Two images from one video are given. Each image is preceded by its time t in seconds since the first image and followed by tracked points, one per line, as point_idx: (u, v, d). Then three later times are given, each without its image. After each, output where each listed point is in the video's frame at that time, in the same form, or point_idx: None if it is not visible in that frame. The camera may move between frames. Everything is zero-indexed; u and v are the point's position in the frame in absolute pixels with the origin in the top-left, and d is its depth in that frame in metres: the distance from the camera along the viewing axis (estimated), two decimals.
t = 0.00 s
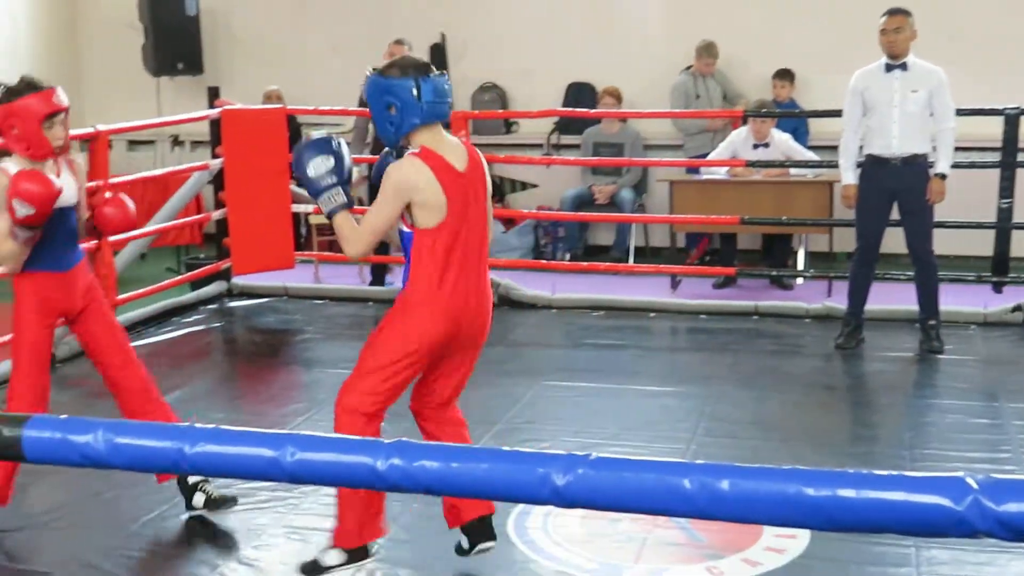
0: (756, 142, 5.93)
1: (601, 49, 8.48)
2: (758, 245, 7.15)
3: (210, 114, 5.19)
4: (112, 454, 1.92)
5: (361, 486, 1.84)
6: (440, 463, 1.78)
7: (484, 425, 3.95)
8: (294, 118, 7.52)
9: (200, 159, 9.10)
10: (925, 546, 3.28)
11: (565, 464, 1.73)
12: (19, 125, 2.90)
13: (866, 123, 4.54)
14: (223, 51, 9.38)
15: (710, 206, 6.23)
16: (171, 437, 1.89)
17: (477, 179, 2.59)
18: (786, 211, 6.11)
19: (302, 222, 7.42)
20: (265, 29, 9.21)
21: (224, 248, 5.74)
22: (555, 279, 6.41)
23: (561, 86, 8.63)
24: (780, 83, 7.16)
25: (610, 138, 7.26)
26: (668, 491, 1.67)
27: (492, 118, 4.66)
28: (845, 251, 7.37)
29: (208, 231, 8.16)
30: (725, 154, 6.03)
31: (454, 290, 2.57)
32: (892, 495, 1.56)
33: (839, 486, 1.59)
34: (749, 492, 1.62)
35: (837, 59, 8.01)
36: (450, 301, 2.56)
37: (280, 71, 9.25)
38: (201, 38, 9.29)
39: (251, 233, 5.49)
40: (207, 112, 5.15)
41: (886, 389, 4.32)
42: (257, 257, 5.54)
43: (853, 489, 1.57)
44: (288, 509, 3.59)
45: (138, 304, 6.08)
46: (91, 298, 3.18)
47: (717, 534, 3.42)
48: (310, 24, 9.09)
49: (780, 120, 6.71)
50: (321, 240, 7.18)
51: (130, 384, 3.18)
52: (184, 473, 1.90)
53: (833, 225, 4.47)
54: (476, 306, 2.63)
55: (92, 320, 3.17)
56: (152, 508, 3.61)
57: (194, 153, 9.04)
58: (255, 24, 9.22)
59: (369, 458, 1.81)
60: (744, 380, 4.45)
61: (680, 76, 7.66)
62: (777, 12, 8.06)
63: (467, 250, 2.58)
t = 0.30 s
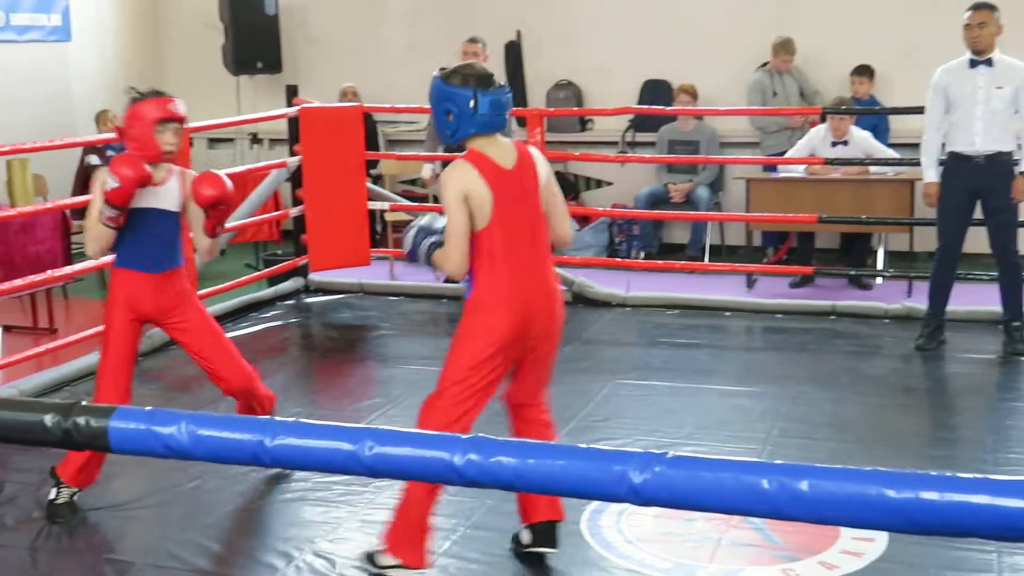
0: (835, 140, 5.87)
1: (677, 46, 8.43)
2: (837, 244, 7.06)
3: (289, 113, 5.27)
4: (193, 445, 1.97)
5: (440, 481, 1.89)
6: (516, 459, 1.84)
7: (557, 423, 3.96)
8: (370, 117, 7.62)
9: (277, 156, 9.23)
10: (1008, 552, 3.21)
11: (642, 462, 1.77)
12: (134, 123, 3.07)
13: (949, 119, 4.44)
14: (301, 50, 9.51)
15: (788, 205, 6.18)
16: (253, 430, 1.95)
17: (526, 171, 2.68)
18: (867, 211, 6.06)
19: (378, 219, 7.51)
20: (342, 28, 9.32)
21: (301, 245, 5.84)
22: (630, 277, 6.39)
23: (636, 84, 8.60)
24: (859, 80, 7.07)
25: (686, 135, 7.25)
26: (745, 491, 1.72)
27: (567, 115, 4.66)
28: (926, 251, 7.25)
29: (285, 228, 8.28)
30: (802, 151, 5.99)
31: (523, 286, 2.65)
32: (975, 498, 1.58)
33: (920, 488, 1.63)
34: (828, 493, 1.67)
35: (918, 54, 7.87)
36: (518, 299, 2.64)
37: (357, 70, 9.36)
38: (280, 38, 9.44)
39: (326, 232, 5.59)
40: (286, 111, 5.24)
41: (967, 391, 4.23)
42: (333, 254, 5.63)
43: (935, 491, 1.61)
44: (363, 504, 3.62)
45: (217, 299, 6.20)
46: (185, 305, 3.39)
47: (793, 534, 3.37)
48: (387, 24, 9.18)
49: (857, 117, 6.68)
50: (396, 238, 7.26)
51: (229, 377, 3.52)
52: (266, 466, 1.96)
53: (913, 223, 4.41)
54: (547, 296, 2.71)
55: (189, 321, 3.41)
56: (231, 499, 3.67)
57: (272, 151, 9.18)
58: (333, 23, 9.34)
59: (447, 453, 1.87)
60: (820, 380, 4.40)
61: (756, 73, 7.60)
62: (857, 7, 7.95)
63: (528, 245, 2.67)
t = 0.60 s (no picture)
0: (907, 139, 5.78)
1: (745, 44, 8.36)
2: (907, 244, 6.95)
3: (355, 111, 5.31)
4: (260, 440, 2.02)
5: (502, 478, 1.91)
6: (578, 458, 1.86)
7: (621, 423, 3.95)
8: (436, 116, 7.67)
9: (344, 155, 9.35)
10: None
11: (706, 462, 1.77)
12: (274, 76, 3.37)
13: None
14: (369, 49, 9.60)
15: (858, 205, 6.09)
16: (318, 425, 1.98)
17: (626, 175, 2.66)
18: (938, 211, 5.95)
19: (443, 217, 7.57)
20: (410, 27, 9.40)
21: (366, 242, 5.90)
22: (696, 277, 6.34)
23: (703, 82, 8.55)
24: (931, 79, 6.96)
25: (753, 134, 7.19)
26: (811, 493, 1.71)
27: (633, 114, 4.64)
28: (1000, 252, 7.10)
29: (351, 225, 8.38)
30: (872, 151, 5.90)
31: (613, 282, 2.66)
32: None
33: (992, 493, 1.60)
34: (896, 496, 1.66)
35: (994, 52, 7.70)
36: (613, 294, 2.64)
37: (424, 70, 9.43)
38: (349, 37, 9.54)
39: (392, 228, 5.65)
40: (352, 109, 5.28)
41: None
42: (398, 252, 5.69)
43: (1007, 496, 1.58)
44: (426, 501, 3.65)
45: (283, 296, 6.30)
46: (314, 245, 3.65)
47: (858, 539, 3.32)
48: (454, 23, 9.23)
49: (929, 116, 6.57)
50: (460, 236, 7.31)
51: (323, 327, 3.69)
52: (331, 460, 1.99)
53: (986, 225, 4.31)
54: (644, 300, 2.69)
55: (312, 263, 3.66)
56: (296, 494, 3.72)
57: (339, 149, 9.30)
58: (401, 23, 9.42)
59: (510, 450, 1.89)
60: (888, 383, 4.33)
61: (826, 72, 7.50)
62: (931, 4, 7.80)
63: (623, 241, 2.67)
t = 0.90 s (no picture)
0: (937, 140, 5.73)
1: (775, 44, 8.32)
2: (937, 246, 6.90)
3: (384, 110, 5.32)
4: (287, 437, 2.03)
5: (529, 477, 1.91)
6: (604, 458, 1.85)
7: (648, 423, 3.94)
8: (463, 115, 7.69)
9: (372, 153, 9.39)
10: None
11: (732, 463, 1.76)
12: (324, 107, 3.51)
13: None
14: (398, 48, 9.63)
15: (887, 206, 6.05)
16: (344, 422, 1.98)
17: (609, 169, 2.78)
18: (969, 212, 5.91)
19: (470, 216, 7.59)
20: (438, 26, 9.42)
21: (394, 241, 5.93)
22: (723, 278, 6.31)
23: (732, 82, 8.52)
24: (963, 79, 6.91)
25: (781, 134, 7.16)
26: (839, 496, 1.70)
27: (662, 114, 4.63)
28: None
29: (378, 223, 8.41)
30: (902, 152, 5.86)
31: (595, 280, 2.80)
32: None
33: (1022, 497, 1.58)
34: (924, 499, 1.64)
35: None
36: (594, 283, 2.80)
37: (452, 69, 9.45)
38: (378, 37, 9.58)
39: (418, 227, 5.67)
40: (381, 109, 5.29)
41: None
42: (424, 250, 5.71)
43: None
44: (450, 499, 3.66)
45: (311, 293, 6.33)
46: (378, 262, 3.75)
47: (885, 542, 3.30)
48: (482, 22, 9.24)
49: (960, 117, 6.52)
50: (487, 235, 7.32)
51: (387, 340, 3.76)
52: (356, 458, 1.99)
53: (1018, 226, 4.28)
54: (628, 290, 2.81)
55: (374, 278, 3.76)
56: (322, 491, 3.73)
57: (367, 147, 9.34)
58: (429, 22, 9.44)
59: (536, 449, 1.89)
60: (917, 385, 4.29)
61: (856, 71, 7.46)
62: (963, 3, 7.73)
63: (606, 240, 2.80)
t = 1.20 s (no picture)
0: (948, 141, 5.72)
1: (787, 44, 8.30)
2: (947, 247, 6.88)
3: (394, 110, 5.33)
4: (294, 434, 2.04)
5: (536, 477, 1.91)
6: (612, 458, 1.85)
7: (656, 423, 3.94)
8: (474, 114, 7.70)
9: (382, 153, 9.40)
10: None
11: (740, 463, 1.77)
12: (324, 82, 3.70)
13: None
14: (408, 47, 9.63)
15: (897, 207, 6.04)
16: (351, 421, 1.99)
17: (595, 187, 2.82)
18: (979, 214, 5.89)
19: (479, 215, 7.60)
20: (449, 25, 9.42)
21: (403, 241, 5.94)
22: (732, 279, 6.31)
23: (743, 82, 8.50)
24: (974, 80, 6.88)
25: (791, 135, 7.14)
26: (846, 496, 1.69)
27: (672, 113, 4.63)
28: None
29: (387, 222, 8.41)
30: (913, 153, 5.84)
31: (575, 293, 2.83)
32: None
33: None
34: (932, 501, 1.64)
35: None
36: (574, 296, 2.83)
37: (462, 68, 9.45)
38: (388, 36, 9.58)
39: (427, 227, 5.68)
40: (392, 108, 5.30)
41: None
42: (433, 250, 5.72)
43: None
44: (457, 498, 3.66)
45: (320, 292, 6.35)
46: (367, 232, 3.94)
47: (893, 544, 3.29)
48: (492, 22, 9.25)
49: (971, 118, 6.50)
50: (496, 234, 7.33)
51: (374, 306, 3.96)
52: (363, 456, 2.00)
53: None
54: (607, 305, 2.86)
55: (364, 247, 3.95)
56: (329, 489, 3.74)
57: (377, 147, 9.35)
58: (440, 22, 9.45)
59: (543, 449, 1.89)
60: (926, 387, 4.28)
61: (867, 70, 7.45)
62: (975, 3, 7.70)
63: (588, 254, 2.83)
